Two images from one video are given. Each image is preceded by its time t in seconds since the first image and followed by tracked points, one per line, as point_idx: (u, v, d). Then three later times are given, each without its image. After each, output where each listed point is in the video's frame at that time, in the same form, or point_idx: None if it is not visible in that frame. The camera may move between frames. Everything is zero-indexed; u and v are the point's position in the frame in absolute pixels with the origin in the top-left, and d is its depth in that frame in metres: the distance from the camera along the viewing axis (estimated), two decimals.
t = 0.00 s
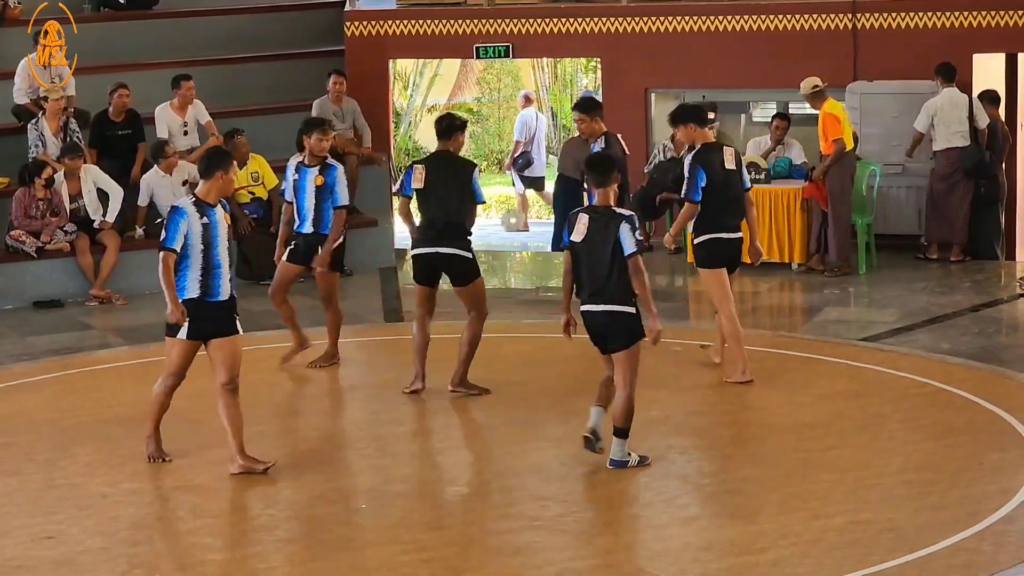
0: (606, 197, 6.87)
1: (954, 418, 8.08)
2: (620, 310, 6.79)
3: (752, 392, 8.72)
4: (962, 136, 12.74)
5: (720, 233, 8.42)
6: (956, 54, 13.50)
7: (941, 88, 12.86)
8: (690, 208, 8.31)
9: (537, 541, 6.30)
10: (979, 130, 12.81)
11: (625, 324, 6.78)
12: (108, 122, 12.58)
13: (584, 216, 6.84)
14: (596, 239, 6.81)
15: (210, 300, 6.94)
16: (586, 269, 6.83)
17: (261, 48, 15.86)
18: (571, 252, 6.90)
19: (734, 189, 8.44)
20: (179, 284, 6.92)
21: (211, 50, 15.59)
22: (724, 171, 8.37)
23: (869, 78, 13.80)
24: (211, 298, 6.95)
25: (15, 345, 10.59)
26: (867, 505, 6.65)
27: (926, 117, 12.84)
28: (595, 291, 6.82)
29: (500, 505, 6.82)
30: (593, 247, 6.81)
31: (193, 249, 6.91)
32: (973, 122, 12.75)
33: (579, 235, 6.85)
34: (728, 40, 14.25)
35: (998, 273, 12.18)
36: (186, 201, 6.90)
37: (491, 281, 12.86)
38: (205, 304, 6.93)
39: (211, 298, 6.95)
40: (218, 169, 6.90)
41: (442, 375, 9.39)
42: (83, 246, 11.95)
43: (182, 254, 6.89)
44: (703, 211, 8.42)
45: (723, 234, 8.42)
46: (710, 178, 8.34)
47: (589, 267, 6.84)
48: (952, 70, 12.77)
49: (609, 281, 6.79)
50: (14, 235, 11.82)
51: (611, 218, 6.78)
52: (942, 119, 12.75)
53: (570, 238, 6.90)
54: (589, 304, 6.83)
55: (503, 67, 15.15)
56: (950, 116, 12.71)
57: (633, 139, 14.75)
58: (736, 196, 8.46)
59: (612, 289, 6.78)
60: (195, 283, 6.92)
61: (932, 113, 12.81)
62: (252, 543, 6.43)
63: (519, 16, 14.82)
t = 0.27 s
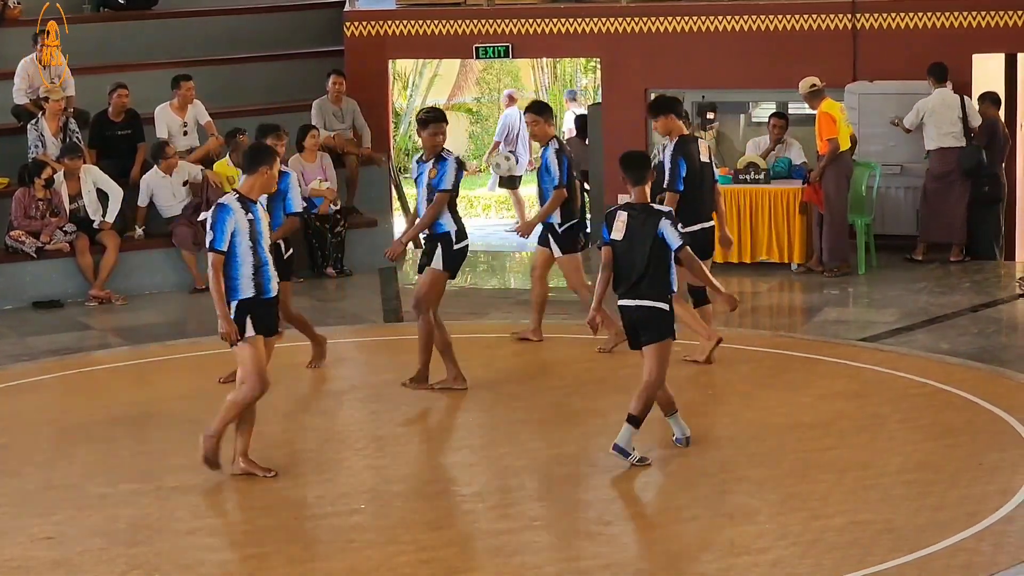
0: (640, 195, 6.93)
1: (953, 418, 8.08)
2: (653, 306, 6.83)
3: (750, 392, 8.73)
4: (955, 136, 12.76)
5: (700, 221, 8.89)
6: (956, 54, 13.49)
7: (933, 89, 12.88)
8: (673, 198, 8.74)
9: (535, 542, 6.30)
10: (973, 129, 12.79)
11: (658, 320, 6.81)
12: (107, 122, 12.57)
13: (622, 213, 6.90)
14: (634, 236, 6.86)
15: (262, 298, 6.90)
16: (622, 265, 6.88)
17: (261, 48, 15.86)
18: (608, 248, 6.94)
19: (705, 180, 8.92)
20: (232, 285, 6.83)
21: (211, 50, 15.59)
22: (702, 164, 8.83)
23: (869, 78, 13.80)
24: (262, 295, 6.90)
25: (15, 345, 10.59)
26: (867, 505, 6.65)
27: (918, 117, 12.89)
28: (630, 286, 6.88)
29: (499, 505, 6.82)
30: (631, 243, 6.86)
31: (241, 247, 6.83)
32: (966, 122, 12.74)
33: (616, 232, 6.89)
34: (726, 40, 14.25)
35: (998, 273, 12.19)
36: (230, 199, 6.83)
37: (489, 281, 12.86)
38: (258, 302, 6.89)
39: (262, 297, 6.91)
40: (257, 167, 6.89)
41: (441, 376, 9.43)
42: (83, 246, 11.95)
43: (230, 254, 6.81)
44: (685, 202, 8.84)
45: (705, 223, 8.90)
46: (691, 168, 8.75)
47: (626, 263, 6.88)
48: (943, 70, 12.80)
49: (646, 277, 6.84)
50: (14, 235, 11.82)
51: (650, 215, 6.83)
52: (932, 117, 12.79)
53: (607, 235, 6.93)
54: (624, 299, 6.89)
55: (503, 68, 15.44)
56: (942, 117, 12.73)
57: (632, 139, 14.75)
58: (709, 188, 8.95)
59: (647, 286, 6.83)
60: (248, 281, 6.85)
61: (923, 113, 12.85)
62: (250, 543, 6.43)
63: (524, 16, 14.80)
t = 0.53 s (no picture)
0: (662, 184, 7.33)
1: (953, 418, 8.08)
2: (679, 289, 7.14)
3: (750, 392, 8.73)
4: (939, 136, 12.70)
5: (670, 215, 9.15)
6: (956, 55, 13.48)
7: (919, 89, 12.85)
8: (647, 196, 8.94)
9: (534, 542, 6.30)
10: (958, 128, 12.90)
11: (685, 300, 7.12)
12: (107, 122, 12.58)
13: (649, 201, 7.27)
14: (660, 222, 7.22)
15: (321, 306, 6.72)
16: (649, 252, 7.23)
17: (261, 48, 15.86)
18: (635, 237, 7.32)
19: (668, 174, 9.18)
20: (293, 295, 6.68)
21: (210, 50, 15.59)
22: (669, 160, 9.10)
23: (869, 78, 13.80)
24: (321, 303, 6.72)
25: (15, 345, 10.59)
26: (866, 506, 6.65)
27: (902, 116, 12.84)
28: (655, 273, 7.20)
29: (498, 506, 6.82)
30: (657, 230, 7.22)
31: (299, 257, 6.68)
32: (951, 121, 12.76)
33: (642, 220, 7.26)
34: (726, 40, 14.25)
35: (997, 273, 12.19)
36: (284, 210, 6.65)
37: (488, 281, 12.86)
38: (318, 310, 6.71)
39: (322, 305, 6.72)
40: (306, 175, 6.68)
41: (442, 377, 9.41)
42: (83, 246, 11.95)
43: (288, 264, 6.66)
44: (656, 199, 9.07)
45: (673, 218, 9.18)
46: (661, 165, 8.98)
47: (654, 248, 7.22)
48: (928, 70, 12.76)
49: (673, 262, 7.16)
50: (13, 236, 11.81)
51: (678, 202, 7.22)
52: (915, 117, 12.74)
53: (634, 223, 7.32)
54: (657, 285, 7.17)
55: (504, 68, 15.64)
56: (926, 117, 12.69)
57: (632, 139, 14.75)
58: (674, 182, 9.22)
59: (672, 271, 7.16)
60: (310, 289, 6.69)
61: (908, 113, 12.79)
62: (249, 544, 6.42)
63: (530, 16, 14.79)
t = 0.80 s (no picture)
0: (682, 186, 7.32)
1: (953, 418, 8.09)
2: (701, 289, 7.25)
3: (750, 393, 8.73)
4: (929, 136, 12.67)
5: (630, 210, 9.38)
6: (955, 55, 13.47)
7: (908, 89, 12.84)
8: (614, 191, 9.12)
9: (534, 542, 6.30)
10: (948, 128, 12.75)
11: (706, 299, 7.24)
12: (107, 123, 12.59)
13: (673, 202, 7.28)
14: (685, 223, 7.25)
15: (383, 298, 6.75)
16: (670, 252, 7.29)
17: (261, 49, 15.87)
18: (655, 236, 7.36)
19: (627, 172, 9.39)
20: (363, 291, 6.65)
21: (210, 50, 15.60)
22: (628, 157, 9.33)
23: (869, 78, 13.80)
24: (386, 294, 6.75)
25: (14, 346, 10.59)
26: (866, 506, 6.66)
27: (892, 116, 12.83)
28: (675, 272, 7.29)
29: (498, 506, 6.82)
30: (681, 230, 7.25)
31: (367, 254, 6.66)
32: (940, 121, 12.68)
33: (666, 220, 7.29)
34: (726, 41, 14.25)
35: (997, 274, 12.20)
36: (354, 207, 6.60)
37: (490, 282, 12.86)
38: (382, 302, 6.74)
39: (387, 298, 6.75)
40: (367, 171, 6.69)
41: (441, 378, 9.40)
42: (83, 246, 11.95)
43: (358, 261, 6.62)
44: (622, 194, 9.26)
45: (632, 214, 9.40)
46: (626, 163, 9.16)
47: (674, 249, 7.28)
48: (919, 70, 12.77)
49: (691, 262, 7.24)
50: (13, 236, 11.81)
51: (701, 203, 7.22)
52: (905, 117, 12.73)
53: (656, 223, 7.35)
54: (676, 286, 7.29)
55: (503, 68, 15.58)
56: (916, 117, 12.67)
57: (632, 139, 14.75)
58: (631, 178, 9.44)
59: (693, 271, 7.24)
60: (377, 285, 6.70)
61: (899, 113, 12.78)
62: (249, 544, 6.42)
63: (531, 17, 14.78)
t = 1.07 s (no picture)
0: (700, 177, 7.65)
1: (953, 418, 8.09)
2: (722, 276, 7.62)
3: (750, 393, 8.74)
4: (923, 135, 12.66)
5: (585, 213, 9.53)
6: (955, 55, 13.45)
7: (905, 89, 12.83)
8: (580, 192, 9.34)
9: (533, 543, 6.30)
10: (942, 127, 12.75)
11: (730, 287, 7.61)
12: (107, 123, 12.58)
13: (694, 192, 7.59)
14: (707, 213, 7.60)
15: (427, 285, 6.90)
16: (694, 241, 7.60)
17: (261, 49, 15.87)
18: (680, 227, 7.61)
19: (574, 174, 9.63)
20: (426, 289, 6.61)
21: (210, 51, 15.60)
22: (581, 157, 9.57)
23: (869, 79, 13.78)
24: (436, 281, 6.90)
25: (14, 346, 10.59)
26: (865, 506, 6.66)
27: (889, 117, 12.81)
28: (695, 261, 7.62)
29: (497, 506, 6.82)
30: (705, 219, 7.59)
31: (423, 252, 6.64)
32: (934, 120, 12.71)
33: (690, 211, 7.60)
34: (726, 41, 14.25)
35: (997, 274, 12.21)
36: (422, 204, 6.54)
37: (490, 282, 12.87)
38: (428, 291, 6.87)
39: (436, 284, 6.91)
40: (426, 170, 6.64)
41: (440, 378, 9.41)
42: (82, 247, 11.95)
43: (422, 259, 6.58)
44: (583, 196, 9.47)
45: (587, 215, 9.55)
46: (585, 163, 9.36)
47: (699, 238, 7.59)
48: (915, 70, 12.72)
49: (714, 253, 7.59)
50: (13, 236, 11.80)
51: (724, 194, 7.63)
52: (902, 117, 12.72)
53: (680, 214, 7.61)
54: (702, 273, 7.60)
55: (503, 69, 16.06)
56: (911, 116, 12.67)
57: (632, 140, 14.76)
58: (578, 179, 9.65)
59: (716, 260, 7.59)
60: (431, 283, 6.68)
61: (895, 113, 12.78)
62: (248, 544, 6.42)
63: (529, 18, 14.79)
